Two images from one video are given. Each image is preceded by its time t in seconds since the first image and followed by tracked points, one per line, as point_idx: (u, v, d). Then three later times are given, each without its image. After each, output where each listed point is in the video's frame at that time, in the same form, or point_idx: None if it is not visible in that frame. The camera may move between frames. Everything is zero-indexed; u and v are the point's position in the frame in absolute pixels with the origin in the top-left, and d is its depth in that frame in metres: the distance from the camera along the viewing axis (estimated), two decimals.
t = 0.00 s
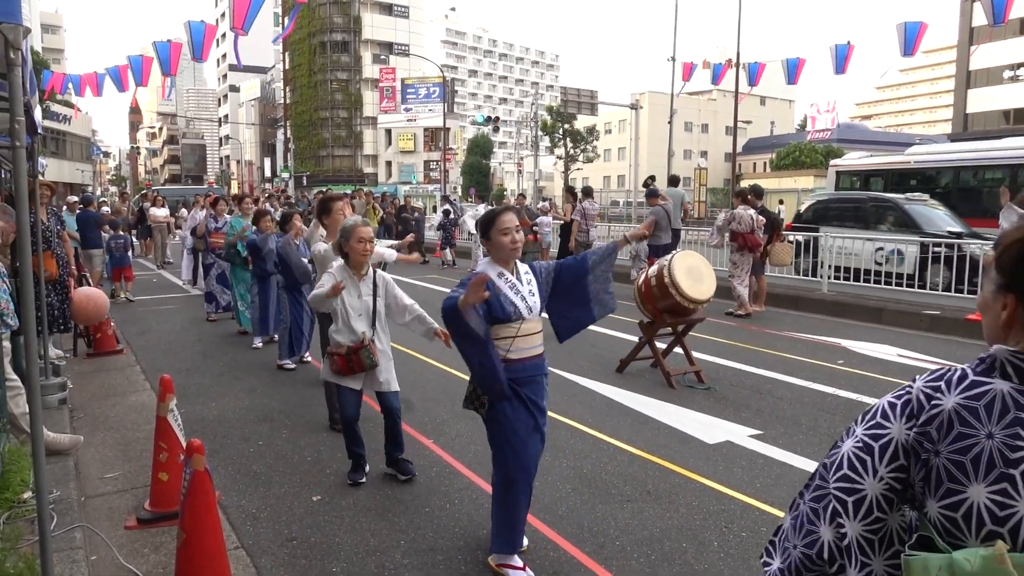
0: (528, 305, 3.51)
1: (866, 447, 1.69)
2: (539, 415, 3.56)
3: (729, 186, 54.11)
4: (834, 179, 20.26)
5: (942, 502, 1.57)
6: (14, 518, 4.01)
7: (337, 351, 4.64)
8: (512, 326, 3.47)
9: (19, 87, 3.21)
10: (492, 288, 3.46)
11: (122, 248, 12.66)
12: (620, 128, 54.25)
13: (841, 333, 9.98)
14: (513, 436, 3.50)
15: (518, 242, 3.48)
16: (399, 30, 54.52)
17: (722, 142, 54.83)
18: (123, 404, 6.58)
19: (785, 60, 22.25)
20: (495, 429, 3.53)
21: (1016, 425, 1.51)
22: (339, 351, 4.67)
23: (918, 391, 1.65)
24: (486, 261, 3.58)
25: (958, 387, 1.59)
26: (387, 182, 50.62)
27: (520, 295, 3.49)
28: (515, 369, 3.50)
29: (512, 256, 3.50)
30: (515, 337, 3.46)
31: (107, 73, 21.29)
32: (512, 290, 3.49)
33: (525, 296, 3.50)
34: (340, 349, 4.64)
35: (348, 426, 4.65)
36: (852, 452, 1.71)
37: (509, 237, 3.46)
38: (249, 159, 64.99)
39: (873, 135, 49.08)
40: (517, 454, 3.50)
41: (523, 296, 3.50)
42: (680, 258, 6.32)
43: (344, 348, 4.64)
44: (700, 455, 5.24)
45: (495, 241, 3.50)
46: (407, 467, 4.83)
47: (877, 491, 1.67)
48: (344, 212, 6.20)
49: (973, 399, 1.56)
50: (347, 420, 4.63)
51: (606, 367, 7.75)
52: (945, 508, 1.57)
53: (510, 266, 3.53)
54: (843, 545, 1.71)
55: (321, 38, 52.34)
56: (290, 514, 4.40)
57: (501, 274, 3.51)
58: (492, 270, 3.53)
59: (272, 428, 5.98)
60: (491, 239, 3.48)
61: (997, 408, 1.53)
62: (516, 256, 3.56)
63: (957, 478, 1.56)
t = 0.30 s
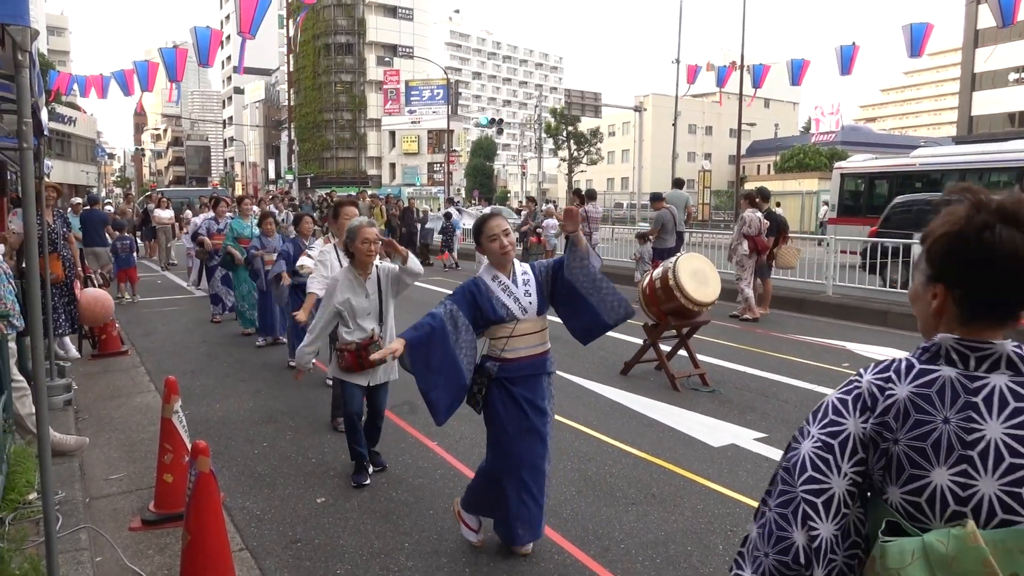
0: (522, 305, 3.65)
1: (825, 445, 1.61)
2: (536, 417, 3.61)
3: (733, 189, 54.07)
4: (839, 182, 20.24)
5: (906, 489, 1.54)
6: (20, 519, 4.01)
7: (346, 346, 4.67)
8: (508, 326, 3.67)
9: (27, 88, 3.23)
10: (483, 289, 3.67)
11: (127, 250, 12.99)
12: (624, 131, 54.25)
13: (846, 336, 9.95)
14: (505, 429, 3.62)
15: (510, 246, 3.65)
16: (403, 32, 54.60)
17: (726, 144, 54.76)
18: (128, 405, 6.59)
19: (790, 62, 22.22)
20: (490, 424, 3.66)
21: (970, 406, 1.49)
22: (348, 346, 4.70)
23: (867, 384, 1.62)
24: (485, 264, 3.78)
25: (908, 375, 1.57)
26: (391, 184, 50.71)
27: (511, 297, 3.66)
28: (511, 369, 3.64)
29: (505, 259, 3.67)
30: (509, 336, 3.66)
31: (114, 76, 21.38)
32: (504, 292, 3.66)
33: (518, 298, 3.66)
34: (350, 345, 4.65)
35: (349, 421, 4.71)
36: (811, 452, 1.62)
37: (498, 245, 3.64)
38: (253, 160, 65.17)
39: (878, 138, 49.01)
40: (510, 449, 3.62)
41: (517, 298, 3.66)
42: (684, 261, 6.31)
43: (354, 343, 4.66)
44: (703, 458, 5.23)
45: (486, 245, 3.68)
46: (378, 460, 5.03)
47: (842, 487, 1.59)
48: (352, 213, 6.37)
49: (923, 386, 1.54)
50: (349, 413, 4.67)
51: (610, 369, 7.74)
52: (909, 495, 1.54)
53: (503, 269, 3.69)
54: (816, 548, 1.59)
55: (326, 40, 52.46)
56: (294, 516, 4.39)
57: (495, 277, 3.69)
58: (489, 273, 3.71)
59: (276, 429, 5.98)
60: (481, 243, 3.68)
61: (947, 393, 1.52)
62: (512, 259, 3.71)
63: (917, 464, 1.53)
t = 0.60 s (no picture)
0: (512, 303, 3.68)
1: (806, 442, 1.68)
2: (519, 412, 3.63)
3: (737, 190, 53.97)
4: (843, 183, 20.21)
5: (896, 479, 1.60)
6: (25, 519, 4.02)
7: (348, 342, 4.66)
8: (499, 323, 3.69)
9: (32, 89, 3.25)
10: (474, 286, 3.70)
11: (135, 251, 12.68)
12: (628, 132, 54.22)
13: (850, 337, 9.93)
14: (488, 426, 3.66)
15: (502, 243, 3.65)
16: (406, 33, 54.63)
17: (729, 145, 54.68)
18: (132, 406, 6.61)
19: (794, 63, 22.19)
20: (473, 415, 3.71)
21: (945, 396, 1.59)
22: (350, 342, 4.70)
23: (846, 381, 1.68)
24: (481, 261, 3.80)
25: (886, 369, 1.65)
26: (394, 185, 50.74)
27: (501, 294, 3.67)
28: (501, 365, 3.68)
29: (498, 256, 3.68)
30: (498, 334, 3.68)
31: (118, 76, 21.44)
32: (495, 289, 3.68)
33: (508, 295, 3.68)
34: (351, 341, 4.64)
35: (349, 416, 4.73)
36: (789, 450, 1.69)
37: (489, 242, 3.65)
38: (257, 161, 65.27)
39: (882, 139, 48.90)
40: (496, 445, 3.66)
41: (507, 295, 3.68)
42: (688, 261, 6.31)
43: (355, 339, 4.65)
44: (707, 459, 5.22)
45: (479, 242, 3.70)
46: (380, 460, 5.04)
47: (819, 484, 1.67)
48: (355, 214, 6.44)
49: (901, 380, 1.62)
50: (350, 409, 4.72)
51: (613, 370, 7.74)
52: (900, 485, 1.60)
53: (495, 266, 3.71)
54: (791, 543, 1.68)
55: (329, 41, 52.56)
56: (299, 517, 4.40)
57: (488, 274, 3.70)
58: (483, 270, 3.73)
59: (280, 430, 5.98)
60: (474, 239, 3.69)
61: (923, 386, 1.61)
62: (506, 256, 3.72)
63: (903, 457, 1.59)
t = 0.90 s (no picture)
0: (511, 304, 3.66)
1: (761, 435, 1.76)
2: (518, 412, 3.66)
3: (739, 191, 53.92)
4: (845, 184, 20.18)
5: (856, 469, 1.67)
6: (30, 521, 4.03)
7: (341, 347, 4.71)
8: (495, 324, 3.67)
9: (37, 93, 3.26)
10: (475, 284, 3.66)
11: (139, 253, 12.91)
12: (630, 133, 54.23)
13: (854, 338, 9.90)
14: (489, 430, 3.67)
15: (506, 242, 3.63)
16: (408, 35, 54.70)
17: (732, 147, 54.63)
18: (135, 408, 6.62)
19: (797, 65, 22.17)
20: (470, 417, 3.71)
21: (890, 387, 1.69)
22: (343, 346, 4.74)
23: (798, 378, 1.74)
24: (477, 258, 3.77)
25: (838, 365, 1.72)
26: (396, 187, 50.78)
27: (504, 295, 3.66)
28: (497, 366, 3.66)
29: (500, 255, 3.67)
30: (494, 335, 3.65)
31: (121, 79, 21.49)
32: (497, 289, 3.67)
33: (510, 298, 3.66)
34: (344, 345, 4.71)
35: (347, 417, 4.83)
36: (742, 442, 1.78)
37: (494, 240, 3.62)
38: (259, 164, 65.38)
39: (885, 139, 48.83)
40: (497, 447, 3.66)
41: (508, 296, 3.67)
42: (691, 263, 6.30)
43: (348, 343, 4.71)
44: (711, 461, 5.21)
45: (483, 238, 3.67)
46: (382, 462, 5.03)
47: (770, 475, 1.75)
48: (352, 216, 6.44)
49: (851, 376, 1.70)
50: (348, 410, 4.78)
51: (616, 372, 7.73)
52: (860, 474, 1.67)
53: (498, 267, 3.69)
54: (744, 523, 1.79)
55: (332, 44, 52.70)
56: (302, 519, 4.40)
57: (489, 273, 3.69)
58: (482, 269, 3.71)
59: (283, 433, 5.98)
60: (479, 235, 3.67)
61: (870, 380, 1.70)
62: (506, 257, 3.72)
63: (858, 447, 1.67)
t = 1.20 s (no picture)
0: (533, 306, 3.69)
1: (702, 419, 1.88)
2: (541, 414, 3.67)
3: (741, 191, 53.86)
4: (848, 183, 20.15)
5: (785, 444, 1.75)
6: (34, 522, 4.04)
7: (342, 347, 4.72)
8: (517, 328, 3.66)
9: (40, 94, 3.27)
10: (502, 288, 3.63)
11: (139, 253, 13.14)
12: (631, 133, 54.21)
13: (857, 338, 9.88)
14: (517, 428, 3.62)
15: (525, 246, 3.65)
16: (410, 35, 54.76)
17: (733, 147, 54.58)
18: (138, 409, 6.63)
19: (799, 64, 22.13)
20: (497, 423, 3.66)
21: (817, 367, 1.77)
22: (344, 346, 4.74)
23: (733, 365, 1.85)
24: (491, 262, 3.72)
25: (767, 351, 1.83)
26: (398, 187, 50.80)
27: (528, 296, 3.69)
28: (519, 370, 3.65)
29: (517, 259, 3.68)
30: (519, 339, 3.64)
31: (124, 80, 21.53)
32: (518, 291, 3.66)
33: (531, 299, 3.68)
34: (345, 345, 4.71)
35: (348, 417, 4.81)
36: (689, 424, 1.91)
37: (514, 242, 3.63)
38: (261, 164, 65.48)
39: (887, 139, 48.75)
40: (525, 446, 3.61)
41: (530, 298, 3.69)
42: (693, 263, 6.29)
43: (349, 343, 4.71)
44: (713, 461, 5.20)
45: (503, 240, 3.67)
46: (386, 461, 5.02)
47: (708, 454, 1.87)
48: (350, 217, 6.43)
49: (782, 358, 1.80)
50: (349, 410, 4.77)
51: (619, 372, 7.73)
52: (788, 449, 1.75)
53: (516, 269, 3.69)
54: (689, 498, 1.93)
55: (333, 45, 52.77)
56: (306, 519, 4.40)
57: (508, 275, 3.68)
58: (500, 272, 3.68)
59: (287, 433, 5.98)
60: (500, 237, 3.67)
61: (798, 361, 1.79)
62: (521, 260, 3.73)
63: (787, 421, 1.75)
